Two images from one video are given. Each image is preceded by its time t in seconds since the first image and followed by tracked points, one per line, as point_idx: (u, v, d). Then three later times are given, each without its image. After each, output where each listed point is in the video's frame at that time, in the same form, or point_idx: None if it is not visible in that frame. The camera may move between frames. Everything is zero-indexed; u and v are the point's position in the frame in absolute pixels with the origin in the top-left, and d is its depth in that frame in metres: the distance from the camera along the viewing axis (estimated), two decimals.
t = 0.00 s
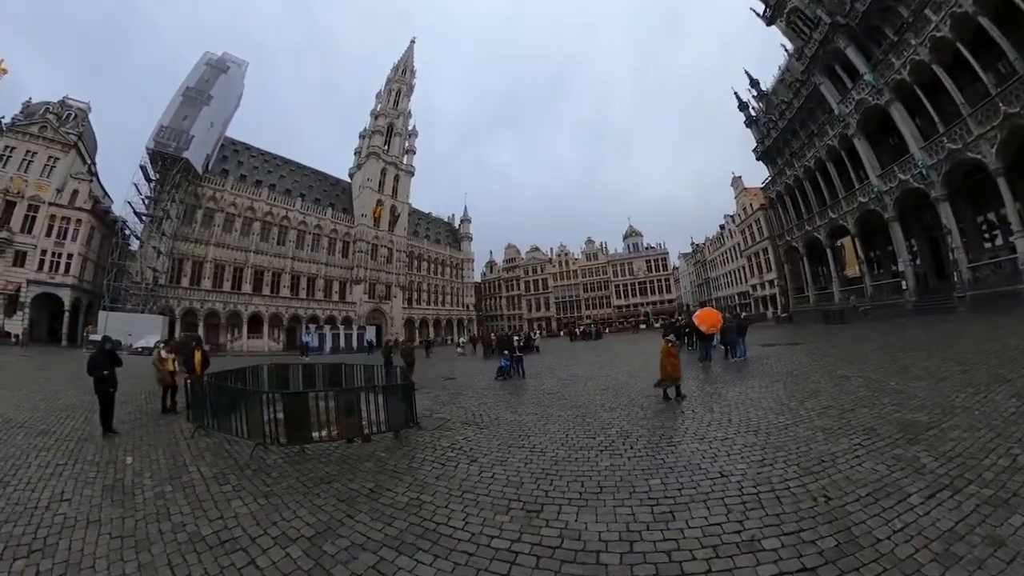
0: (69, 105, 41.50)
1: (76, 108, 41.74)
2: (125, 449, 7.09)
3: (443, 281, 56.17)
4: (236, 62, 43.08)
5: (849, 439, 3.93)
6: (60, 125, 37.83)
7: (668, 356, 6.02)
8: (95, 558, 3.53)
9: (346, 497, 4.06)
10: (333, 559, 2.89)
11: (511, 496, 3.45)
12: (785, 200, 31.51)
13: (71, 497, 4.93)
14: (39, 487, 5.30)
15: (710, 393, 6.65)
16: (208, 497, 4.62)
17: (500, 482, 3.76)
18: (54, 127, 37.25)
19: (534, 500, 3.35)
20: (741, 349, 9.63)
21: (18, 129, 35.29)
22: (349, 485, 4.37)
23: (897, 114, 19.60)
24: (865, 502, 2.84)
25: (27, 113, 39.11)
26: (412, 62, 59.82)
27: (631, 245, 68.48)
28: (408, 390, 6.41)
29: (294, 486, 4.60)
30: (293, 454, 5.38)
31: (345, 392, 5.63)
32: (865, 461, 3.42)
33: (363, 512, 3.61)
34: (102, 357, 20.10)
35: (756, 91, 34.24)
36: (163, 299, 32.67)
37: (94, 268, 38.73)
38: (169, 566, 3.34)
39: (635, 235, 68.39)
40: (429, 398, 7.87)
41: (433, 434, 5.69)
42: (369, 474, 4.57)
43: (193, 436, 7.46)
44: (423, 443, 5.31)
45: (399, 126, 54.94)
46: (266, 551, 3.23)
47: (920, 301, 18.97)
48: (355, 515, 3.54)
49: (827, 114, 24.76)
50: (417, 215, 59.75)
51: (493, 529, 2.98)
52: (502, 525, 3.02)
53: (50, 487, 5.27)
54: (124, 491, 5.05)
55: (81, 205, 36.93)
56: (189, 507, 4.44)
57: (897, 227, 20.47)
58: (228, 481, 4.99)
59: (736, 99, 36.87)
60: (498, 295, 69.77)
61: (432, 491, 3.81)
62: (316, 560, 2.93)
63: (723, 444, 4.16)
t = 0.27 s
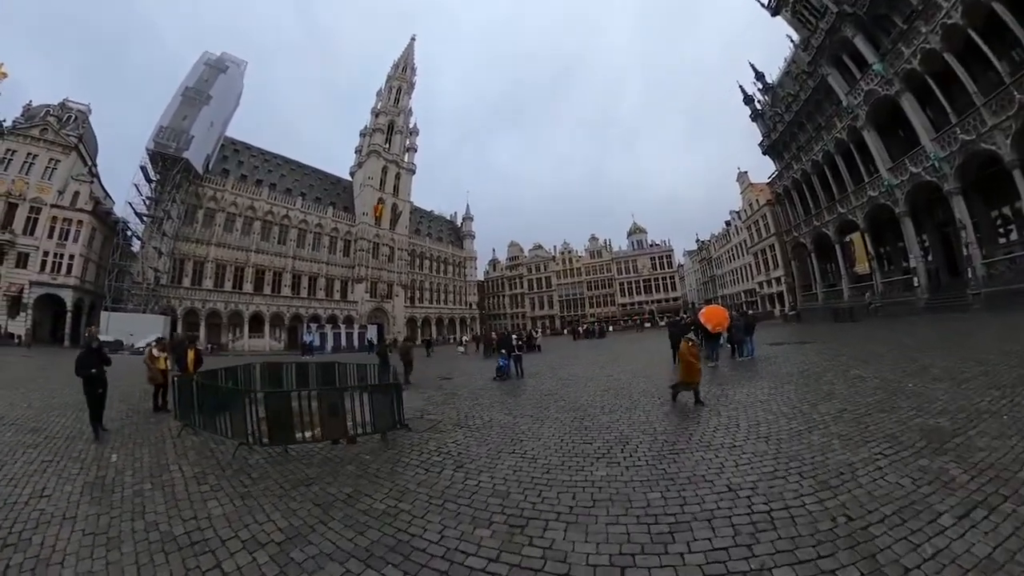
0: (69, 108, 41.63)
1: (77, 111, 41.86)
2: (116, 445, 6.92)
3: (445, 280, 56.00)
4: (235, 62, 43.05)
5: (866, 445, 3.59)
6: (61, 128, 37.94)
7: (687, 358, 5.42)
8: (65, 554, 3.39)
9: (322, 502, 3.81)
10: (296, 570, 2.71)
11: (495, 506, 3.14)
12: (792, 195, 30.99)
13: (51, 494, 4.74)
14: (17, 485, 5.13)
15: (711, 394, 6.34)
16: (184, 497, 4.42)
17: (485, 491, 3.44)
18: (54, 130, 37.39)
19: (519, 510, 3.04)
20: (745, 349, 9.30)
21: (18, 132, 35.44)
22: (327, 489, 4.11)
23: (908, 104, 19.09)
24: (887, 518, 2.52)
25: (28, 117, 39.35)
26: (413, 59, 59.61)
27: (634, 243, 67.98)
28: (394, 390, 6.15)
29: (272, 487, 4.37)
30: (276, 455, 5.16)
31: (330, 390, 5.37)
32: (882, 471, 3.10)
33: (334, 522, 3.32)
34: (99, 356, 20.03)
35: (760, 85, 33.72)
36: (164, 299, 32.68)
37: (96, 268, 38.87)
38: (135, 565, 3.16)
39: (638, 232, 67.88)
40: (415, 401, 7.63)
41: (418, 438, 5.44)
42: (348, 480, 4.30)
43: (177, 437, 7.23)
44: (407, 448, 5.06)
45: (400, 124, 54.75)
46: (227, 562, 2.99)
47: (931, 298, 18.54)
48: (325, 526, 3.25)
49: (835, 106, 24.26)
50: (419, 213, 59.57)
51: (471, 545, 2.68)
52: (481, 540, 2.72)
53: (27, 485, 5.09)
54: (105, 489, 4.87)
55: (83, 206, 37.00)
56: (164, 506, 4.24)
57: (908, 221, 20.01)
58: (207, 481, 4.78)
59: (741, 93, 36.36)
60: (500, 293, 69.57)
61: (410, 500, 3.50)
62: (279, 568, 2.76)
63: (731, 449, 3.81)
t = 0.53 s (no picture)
0: (74, 113, 41.84)
1: (81, 116, 42.07)
2: (110, 447, 6.80)
3: (448, 280, 55.90)
4: (237, 65, 43.18)
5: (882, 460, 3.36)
6: (65, 134, 38.09)
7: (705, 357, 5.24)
8: (45, 556, 3.32)
9: (303, 511, 3.63)
10: None
11: (477, 523, 2.95)
12: (797, 191, 30.68)
13: (38, 496, 4.63)
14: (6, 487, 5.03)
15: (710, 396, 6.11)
16: (168, 501, 4.29)
17: (469, 505, 3.26)
18: (59, 135, 37.58)
19: (502, 529, 2.86)
20: (752, 349, 9.08)
21: (24, 138, 35.63)
22: (309, 497, 3.93)
23: (914, 97, 18.77)
24: (906, 547, 2.30)
25: (33, 123, 39.70)
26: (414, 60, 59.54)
27: (638, 242, 67.63)
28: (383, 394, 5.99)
29: (256, 492, 4.21)
30: (264, 460, 5.04)
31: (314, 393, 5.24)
32: (899, 490, 2.90)
33: (310, 535, 3.14)
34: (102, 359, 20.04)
35: (764, 81, 33.37)
36: (169, 301, 32.76)
37: (101, 271, 38.95)
38: (110, 570, 3.07)
39: (642, 231, 67.52)
40: (407, 404, 7.51)
41: (403, 445, 5.26)
42: (329, 488, 4.09)
43: (165, 438, 7.18)
44: (394, 455, 4.87)
45: (402, 125, 54.70)
46: (196, 572, 2.86)
47: (941, 296, 18.23)
48: (301, 537, 3.08)
49: (840, 100, 23.93)
50: (422, 214, 59.49)
51: (447, 566, 2.51)
52: (459, 561, 2.55)
53: (16, 487, 4.99)
54: (92, 490, 4.76)
55: (88, 210, 37.10)
56: (148, 509, 4.09)
57: (916, 217, 19.68)
58: (193, 486, 4.64)
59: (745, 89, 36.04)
60: (504, 293, 69.44)
61: (391, 512, 3.32)
62: None
63: (732, 461, 3.60)
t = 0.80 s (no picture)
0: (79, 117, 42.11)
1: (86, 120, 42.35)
2: (101, 444, 6.74)
3: (451, 281, 55.81)
4: (238, 69, 43.27)
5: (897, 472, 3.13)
6: (71, 138, 38.30)
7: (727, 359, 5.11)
8: (23, 550, 3.29)
9: (279, 515, 3.50)
10: None
11: (455, 537, 2.77)
12: (801, 188, 30.37)
13: (21, 493, 4.60)
14: None
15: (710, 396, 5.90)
16: (149, 500, 4.23)
17: (449, 517, 3.07)
18: (65, 139, 37.82)
19: (482, 545, 2.67)
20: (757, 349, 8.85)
21: (30, 142, 35.90)
22: (287, 500, 3.81)
23: (921, 89, 18.45)
24: None
25: (39, 128, 40.02)
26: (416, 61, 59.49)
27: (641, 241, 67.28)
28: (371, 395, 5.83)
29: (236, 493, 4.12)
30: (248, 462, 4.92)
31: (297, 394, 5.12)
32: (922, 510, 2.64)
33: (281, 542, 3.00)
34: (104, 360, 20.04)
35: (766, 77, 33.05)
36: (173, 302, 32.86)
37: (107, 273, 39.15)
38: (80, 568, 3.04)
39: (645, 230, 67.14)
40: (400, 407, 7.36)
41: (389, 449, 5.08)
42: (308, 493, 3.93)
43: (158, 436, 7.11)
44: (378, 459, 4.69)
45: (404, 126, 54.66)
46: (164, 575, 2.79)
47: (950, 294, 17.93)
48: (270, 544, 2.95)
49: (844, 94, 23.60)
50: (424, 214, 59.42)
51: None
52: None
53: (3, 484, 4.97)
54: (76, 487, 4.75)
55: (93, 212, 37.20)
56: (126, 508, 4.04)
57: (923, 213, 19.38)
58: (175, 485, 4.58)
59: (747, 86, 35.72)
60: (507, 293, 69.30)
61: (367, 521, 3.15)
62: None
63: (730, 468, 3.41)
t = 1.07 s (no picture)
0: (82, 120, 42.17)
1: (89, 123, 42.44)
2: (87, 446, 6.64)
3: (453, 281, 55.65)
4: (240, 71, 43.19)
5: (910, 486, 2.84)
6: (74, 141, 38.25)
7: (765, 364, 4.16)
8: None
9: (247, 524, 3.46)
10: None
11: (423, 562, 2.54)
12: (806, 185, 29.96)
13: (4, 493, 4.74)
14: None
15: (710, 400, 5.68)
16: (125, 505, 4.27)
17: (421, 537, 2.86)
18: (68, 142, 37.80)
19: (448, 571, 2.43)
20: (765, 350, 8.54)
21: (34, 145, 35.98)
22: (259, 510, 3.73)
23: (928, 83, 18.06)
24: None
25: (43, 131, 40.18)
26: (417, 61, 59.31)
27: (644, 240, 66.85)
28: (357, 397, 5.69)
29: (209, 499, 4.15)
30: (228, 466, 4.95)
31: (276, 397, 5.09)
32: (951, 539, 2.28)
33: (242, 556, 2.94)
34: (103, 360, 19.96)
35: (769, 73, 32.66)
36: (175, 303, 32.86)
37: (110, 275, 39.18)
38: (49, 569, 3.17)
39: (648, 229, 66.68)
40: (391, 410, 7.14)
41: (371, 456, 4.90)
42: (280, 503, 3.81)
43: (144, 438, 6.93)
44: (359, 468, 4.49)
45: (405, 126, 54.51)
46: None
47: (959, 294, 17.61)
48: (228, 557, 2.89)
49: (850, 88, 23.19)
50: (426, 215, 59.26)
51: None
52: None
53: None
54: (57, 487, 4.91)
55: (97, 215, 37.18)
56: (104, 509, 4.20)
57: (932, 210, 18.99)
58: (153, 490, 4.60)
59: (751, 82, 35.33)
60: (510, 293, 69.07)
61: (332, 539, 2.98)
62: None
63: (727, 483, 3.17)
